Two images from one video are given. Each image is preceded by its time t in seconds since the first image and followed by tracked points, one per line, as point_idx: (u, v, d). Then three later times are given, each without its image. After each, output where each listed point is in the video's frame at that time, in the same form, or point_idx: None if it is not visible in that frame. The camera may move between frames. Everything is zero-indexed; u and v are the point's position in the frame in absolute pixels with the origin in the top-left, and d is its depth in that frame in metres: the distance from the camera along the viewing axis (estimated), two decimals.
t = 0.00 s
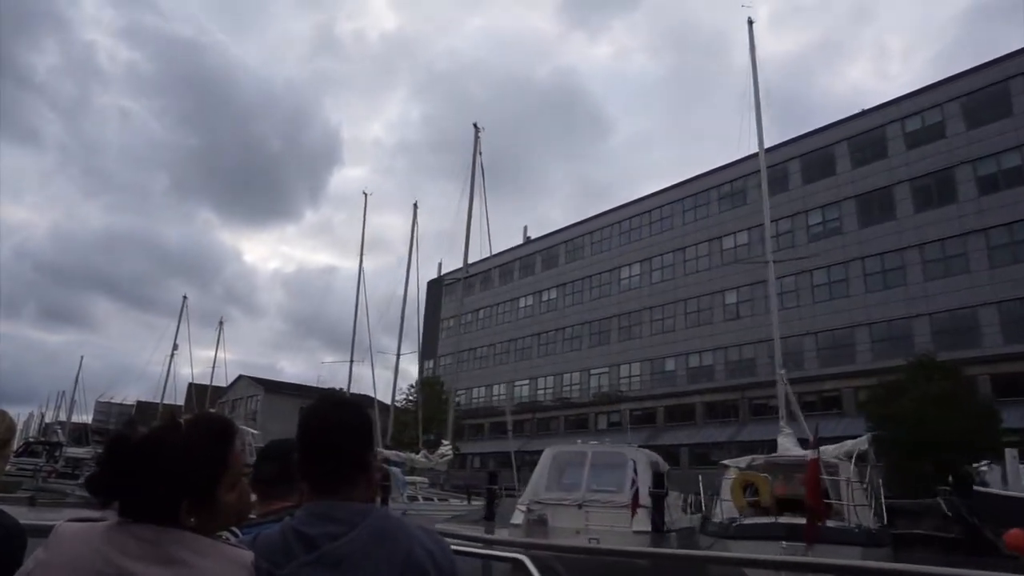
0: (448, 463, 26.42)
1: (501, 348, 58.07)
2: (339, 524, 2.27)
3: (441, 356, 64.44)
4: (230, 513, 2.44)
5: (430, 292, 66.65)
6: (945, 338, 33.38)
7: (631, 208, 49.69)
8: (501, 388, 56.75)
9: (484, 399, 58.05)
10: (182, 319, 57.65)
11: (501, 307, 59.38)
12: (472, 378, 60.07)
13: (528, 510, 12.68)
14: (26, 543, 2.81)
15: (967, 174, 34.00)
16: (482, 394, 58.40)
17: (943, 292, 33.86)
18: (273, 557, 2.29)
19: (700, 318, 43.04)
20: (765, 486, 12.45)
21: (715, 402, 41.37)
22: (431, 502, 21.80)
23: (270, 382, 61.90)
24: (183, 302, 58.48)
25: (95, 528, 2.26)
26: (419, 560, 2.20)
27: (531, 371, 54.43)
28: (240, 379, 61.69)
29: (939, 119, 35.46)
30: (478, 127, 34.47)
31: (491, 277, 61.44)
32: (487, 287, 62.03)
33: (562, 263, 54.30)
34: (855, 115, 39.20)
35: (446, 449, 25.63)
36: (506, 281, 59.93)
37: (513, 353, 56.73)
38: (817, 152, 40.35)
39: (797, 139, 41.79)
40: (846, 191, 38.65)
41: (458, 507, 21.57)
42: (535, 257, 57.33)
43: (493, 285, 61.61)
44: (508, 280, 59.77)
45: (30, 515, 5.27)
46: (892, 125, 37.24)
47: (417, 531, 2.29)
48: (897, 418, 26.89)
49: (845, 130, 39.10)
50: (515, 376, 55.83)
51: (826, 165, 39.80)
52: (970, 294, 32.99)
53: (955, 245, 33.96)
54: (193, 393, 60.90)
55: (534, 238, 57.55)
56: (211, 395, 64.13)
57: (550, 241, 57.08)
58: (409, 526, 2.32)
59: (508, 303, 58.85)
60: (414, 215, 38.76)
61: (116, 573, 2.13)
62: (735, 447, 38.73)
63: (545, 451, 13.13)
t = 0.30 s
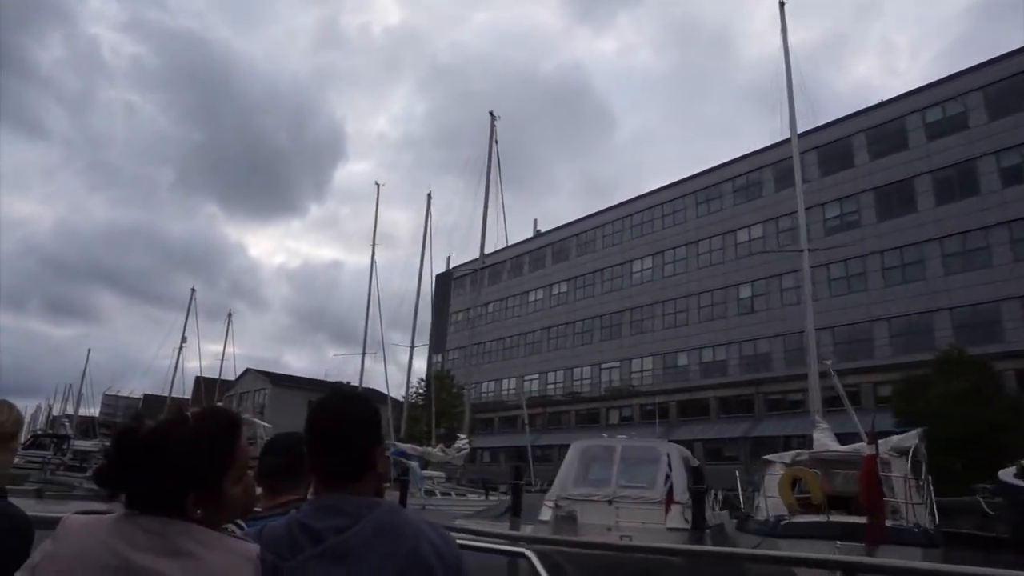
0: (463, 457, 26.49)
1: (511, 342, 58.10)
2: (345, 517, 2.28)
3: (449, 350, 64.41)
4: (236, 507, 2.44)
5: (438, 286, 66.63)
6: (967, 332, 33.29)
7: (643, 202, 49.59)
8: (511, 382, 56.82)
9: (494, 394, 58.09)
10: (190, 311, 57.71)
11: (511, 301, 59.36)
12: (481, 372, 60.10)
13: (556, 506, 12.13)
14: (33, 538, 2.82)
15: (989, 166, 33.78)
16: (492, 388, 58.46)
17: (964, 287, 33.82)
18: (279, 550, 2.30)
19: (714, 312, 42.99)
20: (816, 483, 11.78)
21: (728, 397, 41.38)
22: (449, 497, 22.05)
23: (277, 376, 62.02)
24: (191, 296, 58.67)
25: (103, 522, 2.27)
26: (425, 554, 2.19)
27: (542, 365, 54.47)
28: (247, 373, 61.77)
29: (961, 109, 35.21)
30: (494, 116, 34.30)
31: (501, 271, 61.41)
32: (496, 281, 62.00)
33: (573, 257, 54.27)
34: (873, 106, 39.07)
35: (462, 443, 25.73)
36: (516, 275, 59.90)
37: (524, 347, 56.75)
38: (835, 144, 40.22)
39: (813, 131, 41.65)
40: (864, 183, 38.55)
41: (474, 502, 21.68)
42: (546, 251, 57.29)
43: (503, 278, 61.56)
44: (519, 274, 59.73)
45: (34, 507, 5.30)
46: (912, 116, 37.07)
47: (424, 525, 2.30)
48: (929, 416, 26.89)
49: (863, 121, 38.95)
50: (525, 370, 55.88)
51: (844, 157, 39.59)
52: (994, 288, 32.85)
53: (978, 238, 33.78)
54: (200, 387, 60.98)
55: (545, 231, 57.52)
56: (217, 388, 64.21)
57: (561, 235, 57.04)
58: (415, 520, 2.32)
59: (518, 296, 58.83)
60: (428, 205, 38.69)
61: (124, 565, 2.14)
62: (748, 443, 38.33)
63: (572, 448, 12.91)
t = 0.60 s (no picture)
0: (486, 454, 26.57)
1: (526, 339, 58.11)
2: (355, 514, 2.30)
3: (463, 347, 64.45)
4: (250, 505, 2.47)
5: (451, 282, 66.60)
6: (993, 323, 32.98)
7: (659, 195, 49.37)
8: (526, 378, 56.88)
9: (509, 391, 58.12)
10: (204, 309, 57.94)
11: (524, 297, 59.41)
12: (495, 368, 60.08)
13: (594, 504, 12.10)
14: (48, 533, 2.85)
15: (1014, 154, 33.44)
16: (507, 385, 58.50)
17: (991, 277, 33.58)
18: (291, 546, 2.33)
19: (732, 306, 42.86)
20: (880, 479, 11.60)
21: (748, 391, 41.36)
22: (473, 494, 22.26)
23: (290, 373, 62.30)
24: (204, 294, 58.99)
25: (118, 519, 2.30)
26: (434, 551, 2.21)
27: (558, 361, 54.50)
28: (261, 370, 62.03)
29: (986, 95, 34.80)
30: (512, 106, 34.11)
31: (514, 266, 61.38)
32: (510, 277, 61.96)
33: (587, 252, 54.22)
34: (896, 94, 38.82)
35: (485, 440, 25.82)
36: (530, 270, 59.86)
37: (539, 343, 56.77)
38: (857, 134, 40.04)
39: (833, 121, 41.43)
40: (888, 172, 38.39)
41: (497, 500, 21.77)
42: (560, 246, 57.23)
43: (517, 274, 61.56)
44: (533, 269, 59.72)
45: (49, 505, 5.40)
46: (936, 103, 36.76)
47: (435, 522, 2.31)
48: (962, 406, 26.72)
49: (886, 110, 38.74)
50: (540, 366, 55.94)
51: (867, 146, 39.46)
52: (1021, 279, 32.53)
53: (1005, 227, 33.44)
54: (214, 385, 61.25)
55: (559, 227, 57.46)
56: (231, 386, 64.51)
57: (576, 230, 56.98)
58: (425, 516, 2.34)
59: (533, 292, 58.86)
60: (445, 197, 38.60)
61: (138, 563, 2.17)
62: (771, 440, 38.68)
63: (609, 442, 12.59)
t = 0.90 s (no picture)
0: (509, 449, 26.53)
1: (541, 334, 58.05)
2: (365, 508, 2.32)
3: (477, 341, 64.37)
4: (261, 499, 2.50)
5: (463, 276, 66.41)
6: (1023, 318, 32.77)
7: (677, 188, 49.11)
8: (541, 373, 56.85)
9: (523, 386, 58.03)
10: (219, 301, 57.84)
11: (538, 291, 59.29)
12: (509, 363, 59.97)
13: (631, 502, 11.64)
14: (62, 526, 2.89)
15: None
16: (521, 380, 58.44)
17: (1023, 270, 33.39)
18: (301, 540, 2.36)
19: (753, 300, 42.69)
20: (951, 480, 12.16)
21: (769, 387, 41.28)
22: (497, 490, 22.42)
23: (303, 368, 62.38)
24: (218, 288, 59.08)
25: (132, 513, 2.33)
26: (445, 546, 2.24)
27: (573, 356, 54.47)
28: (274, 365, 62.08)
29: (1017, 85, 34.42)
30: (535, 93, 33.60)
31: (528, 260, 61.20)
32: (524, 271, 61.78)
33: (603, 246, 54.06)
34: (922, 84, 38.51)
35: (507, 435, 25.81)
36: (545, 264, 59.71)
37: (555, 338, 56.72)
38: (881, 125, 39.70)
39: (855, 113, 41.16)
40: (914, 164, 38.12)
41: (521, 496, 21.81)
42: (576, 239, 57.05)
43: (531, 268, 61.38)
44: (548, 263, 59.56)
45: (63, 498, 5.47)
46: (966, 92, 36.36)
47: (444, 515, 2.34)
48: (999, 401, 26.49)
49: (912, 100, 38.44)
50: (555, 362, 55.95)
51: (893, 135, 39.10)
52: None
53: None
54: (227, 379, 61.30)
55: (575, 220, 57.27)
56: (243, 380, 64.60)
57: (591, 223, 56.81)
58: (436, 511, 2.36)
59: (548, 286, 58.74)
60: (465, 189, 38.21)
61: (151, 557, 2.20)
62: (795, 437, 38.46)
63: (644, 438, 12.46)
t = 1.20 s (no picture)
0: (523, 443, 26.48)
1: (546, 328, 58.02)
2: (367, 501, 2.33)
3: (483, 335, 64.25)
4: (263, 494, 2.50)
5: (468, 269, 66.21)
6: None
7: (685, 179, 48.98)
8: (547, 367, 56.82)
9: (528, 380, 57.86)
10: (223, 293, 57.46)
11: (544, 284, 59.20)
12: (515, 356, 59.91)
13: (664, 497, 11.64)
14: (65, 520, 2.89)
15: None
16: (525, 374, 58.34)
17: None
18: (303, 533, 2.36)
19: (763, 292, 42.67)
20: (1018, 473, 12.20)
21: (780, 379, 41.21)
22: (512, 485, 22.53)
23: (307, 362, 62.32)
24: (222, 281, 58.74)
25: (134, 506, 2.33)
26: (447, 539, 2.24)
27: (580, 350, 54.51)
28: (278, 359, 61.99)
29: None
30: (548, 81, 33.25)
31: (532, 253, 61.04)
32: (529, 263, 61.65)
33: (610, 239, 54.01)
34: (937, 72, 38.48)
35: (523, 429, 25.82)
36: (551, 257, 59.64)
37: (562, 332, 56.76)
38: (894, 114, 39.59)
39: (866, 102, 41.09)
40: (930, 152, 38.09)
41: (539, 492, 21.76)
42: (582, 232, 56.97)
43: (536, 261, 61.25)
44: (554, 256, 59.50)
45: (66, 492, 5.53)
46: (984, 79, 36.25)
47: (445, 509, 2.35)
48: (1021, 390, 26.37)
49: (928, 87, 38.42)
50: (561, 356, 55.97)
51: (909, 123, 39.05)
52: None
53: None
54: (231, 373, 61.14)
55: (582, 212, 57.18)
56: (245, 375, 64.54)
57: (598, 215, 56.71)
58: (436, 504, 2.37)
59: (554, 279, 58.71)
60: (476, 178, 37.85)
61: (153, 550, 2.21)
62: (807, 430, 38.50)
63: (674, 430, 12.47)
